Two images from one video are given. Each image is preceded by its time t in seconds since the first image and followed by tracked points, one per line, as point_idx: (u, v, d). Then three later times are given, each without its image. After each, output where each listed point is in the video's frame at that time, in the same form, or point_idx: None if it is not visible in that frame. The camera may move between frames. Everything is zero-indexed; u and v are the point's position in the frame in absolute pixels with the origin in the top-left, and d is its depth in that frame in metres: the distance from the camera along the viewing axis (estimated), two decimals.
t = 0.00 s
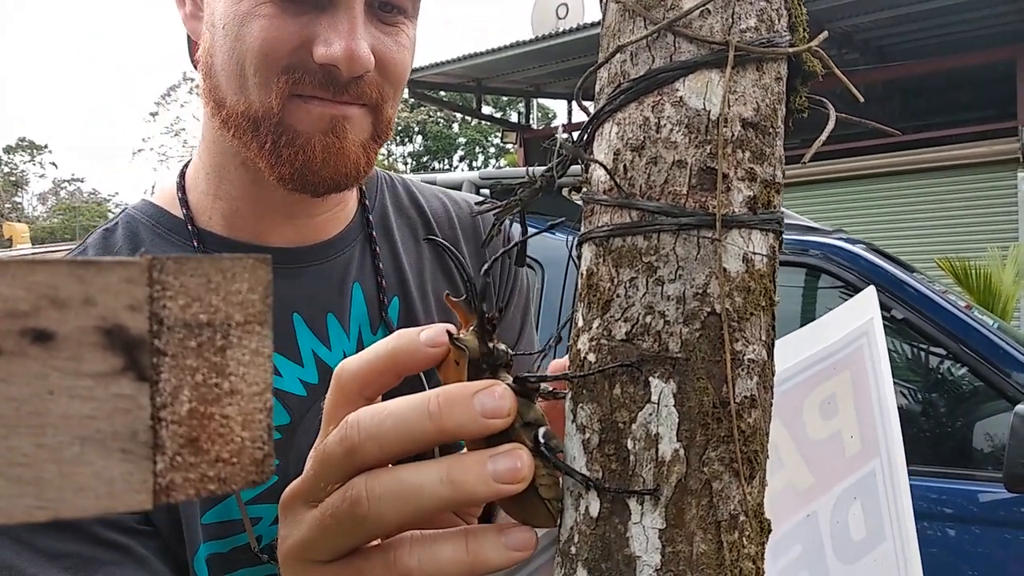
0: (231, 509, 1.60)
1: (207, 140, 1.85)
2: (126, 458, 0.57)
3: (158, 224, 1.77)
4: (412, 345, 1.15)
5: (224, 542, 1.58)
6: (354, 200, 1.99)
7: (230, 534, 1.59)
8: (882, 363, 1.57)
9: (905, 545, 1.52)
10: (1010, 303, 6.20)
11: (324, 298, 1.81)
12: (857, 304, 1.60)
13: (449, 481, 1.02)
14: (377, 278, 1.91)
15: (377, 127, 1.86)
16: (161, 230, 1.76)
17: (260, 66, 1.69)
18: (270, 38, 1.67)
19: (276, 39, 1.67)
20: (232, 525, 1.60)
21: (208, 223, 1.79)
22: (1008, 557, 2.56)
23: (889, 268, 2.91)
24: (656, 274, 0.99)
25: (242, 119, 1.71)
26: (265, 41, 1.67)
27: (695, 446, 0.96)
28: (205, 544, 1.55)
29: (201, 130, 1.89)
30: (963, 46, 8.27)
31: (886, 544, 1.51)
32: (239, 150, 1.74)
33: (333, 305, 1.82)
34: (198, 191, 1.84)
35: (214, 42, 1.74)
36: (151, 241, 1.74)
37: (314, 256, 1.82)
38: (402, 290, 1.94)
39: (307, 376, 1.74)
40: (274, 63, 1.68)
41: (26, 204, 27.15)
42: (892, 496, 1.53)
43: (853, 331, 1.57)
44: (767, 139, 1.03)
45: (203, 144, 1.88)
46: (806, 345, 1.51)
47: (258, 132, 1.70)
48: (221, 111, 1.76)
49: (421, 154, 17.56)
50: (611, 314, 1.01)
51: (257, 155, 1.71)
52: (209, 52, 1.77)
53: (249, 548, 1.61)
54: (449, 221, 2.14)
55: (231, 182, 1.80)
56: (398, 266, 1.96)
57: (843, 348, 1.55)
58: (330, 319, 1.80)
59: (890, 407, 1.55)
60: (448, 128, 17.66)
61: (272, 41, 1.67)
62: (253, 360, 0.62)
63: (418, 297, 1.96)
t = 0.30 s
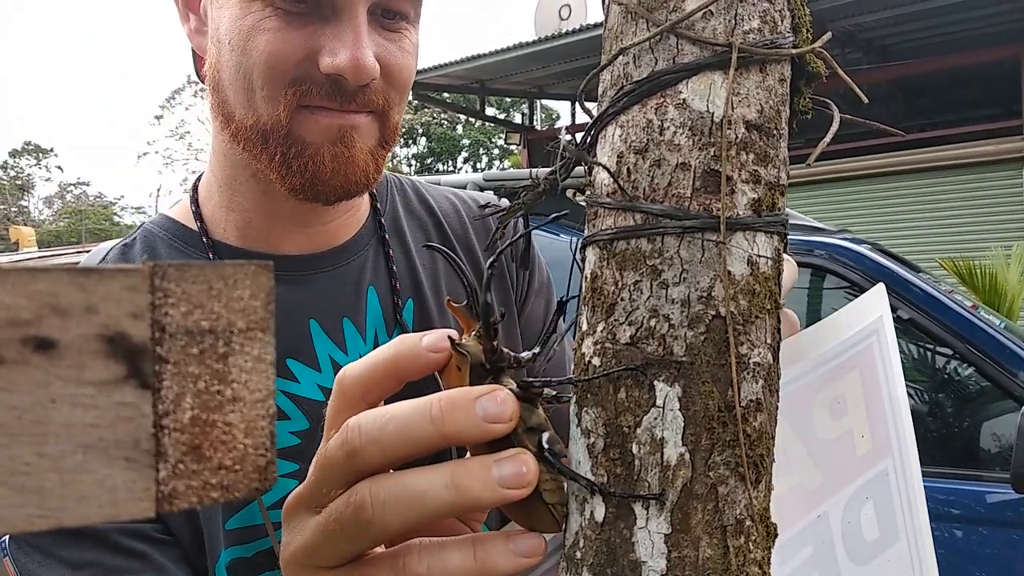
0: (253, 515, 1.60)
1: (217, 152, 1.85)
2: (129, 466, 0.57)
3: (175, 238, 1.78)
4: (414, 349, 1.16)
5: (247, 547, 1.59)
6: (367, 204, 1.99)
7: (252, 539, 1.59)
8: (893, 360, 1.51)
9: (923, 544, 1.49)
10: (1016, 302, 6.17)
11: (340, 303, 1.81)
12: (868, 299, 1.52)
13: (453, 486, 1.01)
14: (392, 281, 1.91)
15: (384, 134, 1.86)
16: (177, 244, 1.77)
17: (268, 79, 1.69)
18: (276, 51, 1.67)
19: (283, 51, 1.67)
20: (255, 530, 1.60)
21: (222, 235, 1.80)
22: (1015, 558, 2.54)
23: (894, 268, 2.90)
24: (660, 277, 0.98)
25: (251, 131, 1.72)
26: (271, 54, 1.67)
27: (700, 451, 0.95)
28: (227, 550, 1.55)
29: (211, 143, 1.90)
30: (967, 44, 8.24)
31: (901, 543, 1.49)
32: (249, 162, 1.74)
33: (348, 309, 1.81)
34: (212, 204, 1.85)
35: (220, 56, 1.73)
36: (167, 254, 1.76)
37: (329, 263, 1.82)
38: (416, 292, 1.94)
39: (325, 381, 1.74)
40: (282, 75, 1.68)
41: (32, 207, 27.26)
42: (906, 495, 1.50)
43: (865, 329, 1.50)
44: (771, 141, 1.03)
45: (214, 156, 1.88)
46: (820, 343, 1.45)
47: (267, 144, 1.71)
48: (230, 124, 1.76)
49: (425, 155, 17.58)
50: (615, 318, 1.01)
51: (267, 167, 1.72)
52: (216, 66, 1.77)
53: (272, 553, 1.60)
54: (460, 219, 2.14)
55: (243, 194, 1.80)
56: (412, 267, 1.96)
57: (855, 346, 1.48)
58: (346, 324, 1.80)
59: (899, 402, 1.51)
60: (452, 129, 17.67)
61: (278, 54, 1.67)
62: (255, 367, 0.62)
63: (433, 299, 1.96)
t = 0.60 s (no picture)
0: (247, 525, 1.59)
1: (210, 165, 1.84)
2: (121, 473, 0.56)
3: (169, 249, 1.78)
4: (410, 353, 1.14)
5: (244, 556, 1.59)
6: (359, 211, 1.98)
7: (248, 548, 1.59)
8: (891, 359, 1.53)
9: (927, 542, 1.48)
10: (1014, 300, 6.17)
11: (331, 310, 1.80)
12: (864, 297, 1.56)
13: (450, 488, 1.01)
14: (385, 288, 1.91)
15: (375, 144, 1.85)
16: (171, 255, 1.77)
17: (259, 94, 1.68)
18: (266, 66, 1.66)
19: (273, 66, 1.66)
20: (250, 539, 1.59)
21: (216, 246, 1.81)
22: (1015, 557, 2.54)
23: (892, 267, 2.89)
24: (659, 279, 0.98)
25: (243, 146, 1.71)
26: (261, 70, 1.66)
27: (700, 453, 0.95)
28: (223, 560, 1.56)
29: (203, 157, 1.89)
30: (965, 43, 8.24)
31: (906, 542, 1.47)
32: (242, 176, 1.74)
33: (341, 317, 1.80)
34: (205, 216, 1.85)
35: (209, 71, 1.72)
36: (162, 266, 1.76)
37: (322, 271, 1.82)
38: (410, 300, 1.93)
39: (319, 390, 1.74)
40: (272, 90, 1.67)
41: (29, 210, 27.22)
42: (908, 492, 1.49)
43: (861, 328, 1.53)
44: (771, 141, 1.02)
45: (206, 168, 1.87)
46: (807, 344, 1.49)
47: (259, 159, 1.71)
48: (222, 138, 1.75)
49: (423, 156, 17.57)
50: (614, 320, 1.00)
51: (260, 182, 1.72)
52: (205, 82, 1.76)
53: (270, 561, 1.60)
54: (453, 227, 2.13)
55: (237, 206, 1.80)
56: (406, 276, 1.95)
57: (848, 346, 1.51)
58: (340, 332, 1.79)
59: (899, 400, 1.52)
60: (449, 130, 17.66)
61: (267, 71, 1.66)
62: (249, 372, 0.61)
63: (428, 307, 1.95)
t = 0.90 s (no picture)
0: (245, 520, 1.58)
1: (211, 163, 1.84)
2: (133, 474, 0.56)
3: (173, 246, 1.78)
4: (417, 351, 1.14)
5: (241, 551, 1.57)
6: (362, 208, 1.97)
7: (247, 543, 1.57)
8: (909, 352, 1.54)
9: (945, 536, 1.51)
10: (1018, 295, 6.14)
11: (332, 309, 1.79)
12: (883, 290, 1.57)
13: (457, 488, 1.00)
14: (385, 285, 1.90)
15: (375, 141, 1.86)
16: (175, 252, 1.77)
17: (256, 90, 1.67)
18: (264, 62, 1.65)
19: (272, 62, 1.66)
20: (248, 534, 1.57)
21: (216, 242, 1.80)
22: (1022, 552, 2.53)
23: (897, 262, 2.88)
24: (669, 276, 0.97)
25: (243, 143, 1.71)
26: (259, 66, 1.65)
27: (711, 451, 0.94)
28: (220, 554, 1.54)
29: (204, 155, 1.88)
30: (969, 37, 8.21)
31: (923, 537, 1.49)
32: (242, 173, 1.73)
33: (341, 315, 1.80)
34: (206, 214, 1.85)
35: (209, 69, 1.72)
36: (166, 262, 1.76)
37: (322, 268, 1.81)
38: (411, 297, 1.92)
39: (319, 386, 1.72)
40: (271, 86, 1.67)
41: (32, 210, 27.26)
42: (924, 489, 1.51)
43: (877, 322, 1.55)
44: (779, 135, 1.02)
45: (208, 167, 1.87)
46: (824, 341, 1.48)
47: (258, 155, 1.70)
48: (222, 136, 1.75)
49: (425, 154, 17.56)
50: (623, 317, 0.99)
51: (260, 179, 1.70)
52: (205, 80, 1.76)
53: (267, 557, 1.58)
54: (456, 225, 2.12)
55: (237, 204, 1.79)
56: (407, 274, 1.94)
57: (865, 339, 1.52)
58: (340, 329, 1.78)
59: (918, 395, 1.54)
60: (451, 127, 17.65)
61: (266, 67, 1.65)
62: (261, 372, 0.60)
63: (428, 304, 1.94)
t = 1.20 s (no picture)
0: (226, 522, 1.58)
1: (210, 157, 1.83)
2: (140, 477, 0.56)
3: (161, 239, 1.77)
4: (423, 347, 1.15)
5: (220, 553, 1.58)
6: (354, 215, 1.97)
7: (226, 545, 1.58)
8: (906, 349, 1.56)
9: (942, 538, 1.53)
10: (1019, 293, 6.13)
11: (324, 309, 1.79)
12: (884, 290, 1.58)
13: (462, 486, 1.00)
14: (377, 288, 1.90)
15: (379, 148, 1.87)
16: (163, 245, 1.76)
17: (269, 85, 1.66)
18: (278, 58, 1.65)
19: (284, 59, 1.66)
20: (229, 536, 1.59)
21: (208, 238, 1.79)
22: None
23: (899, 261, 2.88)
24: (672, 276, 0.97)
25: (249, 140, 1.70)
26: (271, 63, 1.65)
27: (715, 451, 0.94)
28: (199, 555, 1.55)
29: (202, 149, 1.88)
30: (969, 35, 8.21)
31: (920, 538, 1.50)
32: (245, 170, 1.72)
33: (331, 316, 1.80)
34: (199, 208, 1.84)
35: (216, 66, 1.72)
36: (154, 256, 1.75)
37: (314, 268, 1.81)
38: (402, 298, 1.93)
39: (306, 387, 1.70)
40: (283, 83, 1.67)
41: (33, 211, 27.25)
42: (921, 491, 1.53)
43: (877, 323, 1.54)
44: (783, 135, 1.01)
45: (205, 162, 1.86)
46: (831, 339, 1.47)
47: (264, 154, 1.69)
48: (225, 133, 1.74)
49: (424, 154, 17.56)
50: (626, 317, 1.00)
51: (262, 177, 1.70)
52: (212, 76, 1.76)
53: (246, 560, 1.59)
54: (448, 227, 2.13)
55: (234, 201, 1.80)
56: (398, 275, 1.95)
57: (866, 339, 1.51)
58: (330, 330, 1.78)
59: (919, 398, 1.56)
60: (450, 127, 17.65)
61: (278, 63, 1.65)
62: (267, 373, 0.61)
63: (419, 306, 1.95)
